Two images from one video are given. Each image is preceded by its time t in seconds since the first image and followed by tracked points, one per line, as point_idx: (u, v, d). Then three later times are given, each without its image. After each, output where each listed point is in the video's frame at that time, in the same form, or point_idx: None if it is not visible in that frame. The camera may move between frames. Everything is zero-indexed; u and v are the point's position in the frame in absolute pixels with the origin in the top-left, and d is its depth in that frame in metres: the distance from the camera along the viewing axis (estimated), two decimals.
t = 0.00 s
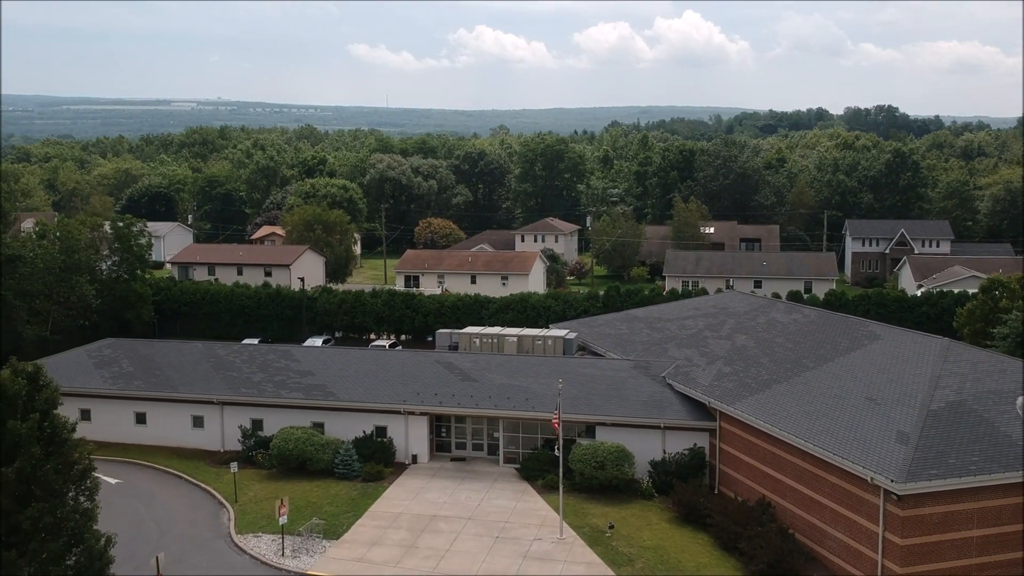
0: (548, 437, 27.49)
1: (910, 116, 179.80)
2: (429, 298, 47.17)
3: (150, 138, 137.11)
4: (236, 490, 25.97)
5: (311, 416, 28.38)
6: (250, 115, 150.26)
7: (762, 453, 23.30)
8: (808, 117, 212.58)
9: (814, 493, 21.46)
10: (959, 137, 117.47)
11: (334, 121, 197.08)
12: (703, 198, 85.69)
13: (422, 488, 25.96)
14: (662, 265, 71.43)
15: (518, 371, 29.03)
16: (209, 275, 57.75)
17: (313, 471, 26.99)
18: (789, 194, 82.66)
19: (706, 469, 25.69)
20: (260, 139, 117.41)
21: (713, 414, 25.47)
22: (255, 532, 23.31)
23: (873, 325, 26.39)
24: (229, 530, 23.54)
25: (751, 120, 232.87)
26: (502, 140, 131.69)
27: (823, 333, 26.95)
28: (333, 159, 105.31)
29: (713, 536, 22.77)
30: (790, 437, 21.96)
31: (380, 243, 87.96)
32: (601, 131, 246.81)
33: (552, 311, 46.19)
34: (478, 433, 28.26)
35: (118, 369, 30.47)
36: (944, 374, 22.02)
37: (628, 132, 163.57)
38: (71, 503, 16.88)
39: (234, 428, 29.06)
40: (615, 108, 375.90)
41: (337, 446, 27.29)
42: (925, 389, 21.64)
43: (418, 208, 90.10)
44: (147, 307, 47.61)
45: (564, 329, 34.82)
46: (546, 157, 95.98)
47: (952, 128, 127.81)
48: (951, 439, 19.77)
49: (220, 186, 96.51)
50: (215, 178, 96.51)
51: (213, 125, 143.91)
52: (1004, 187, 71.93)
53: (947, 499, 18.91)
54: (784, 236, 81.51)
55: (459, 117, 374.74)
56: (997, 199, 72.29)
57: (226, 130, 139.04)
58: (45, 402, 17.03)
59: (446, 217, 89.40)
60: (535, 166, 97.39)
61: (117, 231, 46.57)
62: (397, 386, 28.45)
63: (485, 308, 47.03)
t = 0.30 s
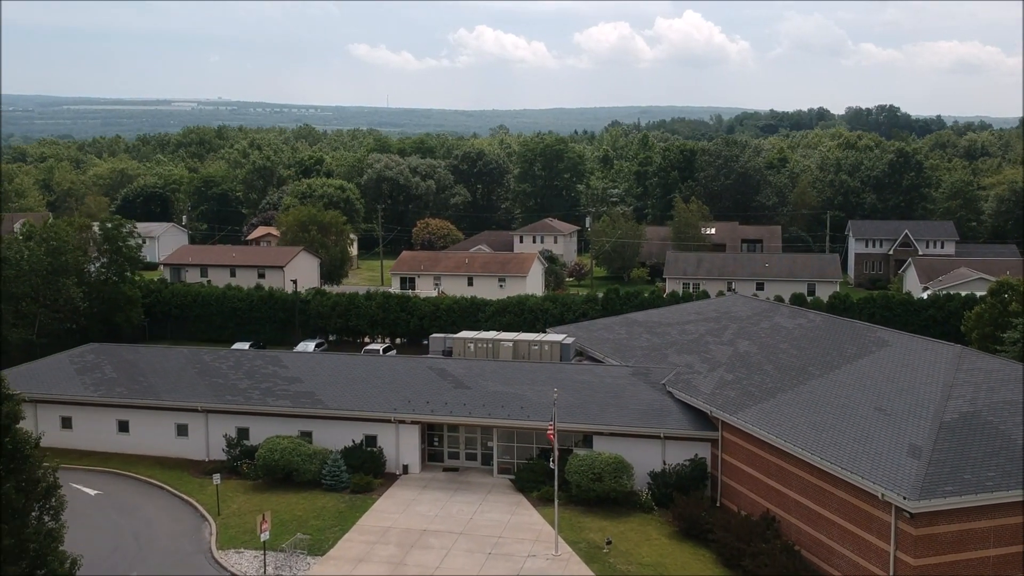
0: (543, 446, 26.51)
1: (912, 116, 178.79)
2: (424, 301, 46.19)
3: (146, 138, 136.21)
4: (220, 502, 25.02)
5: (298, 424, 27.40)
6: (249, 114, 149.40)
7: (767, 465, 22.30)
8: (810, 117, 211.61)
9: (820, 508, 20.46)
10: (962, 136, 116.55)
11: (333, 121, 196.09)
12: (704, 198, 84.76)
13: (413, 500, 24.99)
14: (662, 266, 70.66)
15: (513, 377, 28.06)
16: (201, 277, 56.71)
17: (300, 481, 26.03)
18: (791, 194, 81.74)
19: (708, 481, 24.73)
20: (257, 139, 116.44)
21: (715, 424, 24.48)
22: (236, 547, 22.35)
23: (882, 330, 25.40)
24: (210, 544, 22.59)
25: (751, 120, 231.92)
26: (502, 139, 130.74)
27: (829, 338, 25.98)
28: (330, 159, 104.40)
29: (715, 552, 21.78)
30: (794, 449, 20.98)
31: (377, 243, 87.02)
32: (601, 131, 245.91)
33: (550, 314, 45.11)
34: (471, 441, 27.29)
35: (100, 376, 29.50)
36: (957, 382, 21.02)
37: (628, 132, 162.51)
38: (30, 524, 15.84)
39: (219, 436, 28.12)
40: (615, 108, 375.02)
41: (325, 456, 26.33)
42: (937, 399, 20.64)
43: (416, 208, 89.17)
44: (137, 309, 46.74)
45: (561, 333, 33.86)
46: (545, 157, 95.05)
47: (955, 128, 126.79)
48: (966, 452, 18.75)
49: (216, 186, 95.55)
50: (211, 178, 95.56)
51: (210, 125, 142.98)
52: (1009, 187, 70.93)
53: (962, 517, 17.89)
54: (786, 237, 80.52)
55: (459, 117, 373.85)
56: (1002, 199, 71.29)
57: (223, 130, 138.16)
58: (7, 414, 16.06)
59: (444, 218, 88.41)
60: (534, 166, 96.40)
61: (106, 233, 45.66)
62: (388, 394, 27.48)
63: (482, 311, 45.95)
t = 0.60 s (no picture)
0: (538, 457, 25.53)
1: (913, 115, 177.72)
2: (419, 303, 45.20)
3: (143, 138, 135.20)
4: (201, 516, 24.05)
5: (285, 434, 26.42)
6: (247, 114, 148.43)
7: (771, 479, 21.29)
8: (811, 117, 210.50)
9: (828, 525, 19.45)
10: (965, 136, 115.57)
11: (331, 120, 195.01)
12: (704, 198, 83.74)
13: (402, 514, 24.01)
14: (663, 268, 69.80)
15: (508, 385, 27.08)
16: (193, 279, 55.65)
17: (285, 493, 25.06)
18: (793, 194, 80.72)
19: (709, 493, 23.75)
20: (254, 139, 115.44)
21: (718, 434, 23.47)
22: (216, 564, 21.36)
23: (890, 337, 24.44)
24: (189, 561, 21.61)
25: (752, 120, 230.90)
26: (502, 139, 129.73)
27: (835, 346, 24.99)
28: (327, 159, 103.41)
29: (718, 570, 20.79)
30: (800, 463, 19.96)
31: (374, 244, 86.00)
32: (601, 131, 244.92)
33: (548, 317, 44.02)
34: (464, 451, 26.32)
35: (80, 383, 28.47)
36: (972, 393, 20.02)
37: (627, 131, 161.49)
38: None
39: (202, 446, 27.16)
40: (615, 108, 373.91)
41: (312, 467, 25.35)
42: (951, 411, 19.65)
43: (414, 209, 88.10)
44: (125, 313, 46.16)
45: (558, 338, 32.90)
46: (545, 157, 94.05)
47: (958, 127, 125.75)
48: (982, 468, 17.75)
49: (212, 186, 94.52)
50: (207, 178, 94.52)
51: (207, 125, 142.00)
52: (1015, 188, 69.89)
53: (979, 537, 16.89)
54: (788, 238, 79.36)
55: (458, 117, 372.74)
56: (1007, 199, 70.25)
57: (220, 130, 137.18)
58: None
59: (442, 219, 87.41)
60: (533, 167, 95.40)
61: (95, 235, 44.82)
62: (377, 402, 26.49)
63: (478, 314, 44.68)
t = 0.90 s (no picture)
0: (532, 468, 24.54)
1: (915, 115, 176.62)
2: (414, 306, 44.22)
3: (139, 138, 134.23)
4: (180, 531, 23.08)
5: (269, 445, 25.45)
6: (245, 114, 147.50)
7: (775, 494, 20.29)
8: (812, 117, 209.48)
9: (835, 544, 18.46)
10: (968, 135, 114.60)
11: (328, 121, 193.92)
12: (705, 199, 82.74)
13: (390, 529, 23.01)
14: (663, 269, 68.69)
15: (501, 393, 26.11)
16: (184, 281, 54.62)
17: (269, 507, 24.08)
18: (796, 195, 79.81)
19: (711, 508, 22.77)
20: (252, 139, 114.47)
21: (719, 446, 22.47)
22: None
23: (899, 345, 23.50)
24: None
25: (753, 120, 229.88)
26: (500, 139, 128.81)
27: (841, 354, 24.01)
28: (324, 159, 102.40)
29: None
30: (806, 478, 18.95)
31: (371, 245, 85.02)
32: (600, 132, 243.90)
33: (546, 321, 42.93)
34: (455, 462, 25.38)
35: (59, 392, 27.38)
36: (986, 405, 19.04)
37: (627, 131, 160.44)
38: None
39: (184, 456, 26.21)
40: (614, 109, 372.88)
41: (296, 480, 24.38)
42: (965, 424, 18.66)
43: (411, 209, 87.12)
44: (113, 315, 45.13)
45: (554, 343, 31.94)
46: (544, 157, 93.07)
47: (961, 127, 124.72)
48: (999, 486, 16.76)
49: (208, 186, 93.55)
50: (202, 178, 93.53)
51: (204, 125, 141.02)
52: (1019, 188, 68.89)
53: (996, 561, 15.90)
54: (790, 238, 78.69)
55: (458, 117, 371.74)
56: (1011, 200, 69.27)
57: (218, 130, 136.17)
58: None
59: (440, 220, 86.39)
60: (532, 167, 94.41)
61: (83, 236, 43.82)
62: (365, 411, 25.51)
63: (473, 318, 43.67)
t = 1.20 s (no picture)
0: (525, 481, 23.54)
1: (918, 115, 175.42)
2: (407, 309, 43.25)
3: (135, 138, 133.23)
4: (157, 547, 22.09)
5: (251, 456, 24.47)
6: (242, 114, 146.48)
7: (778, 511, 19.29)
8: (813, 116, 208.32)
9: (843, 566, 17.44)
10: (972, 135, 113.49)
11: (327, 120, 192.76)
12: (706, 200, 81.73)
13: (376, 545, 22.01)
14: (663, 271, 67.52)
15: (493, 402, 25.10)
16: (175, 283, 53.65)
17: (250, 522, 23.10)
18: (797, 195, 78.91)
19: (712, 524, 21.78)
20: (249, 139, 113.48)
21: (720, 460, 21.48)
22: None
23: (908, 353, 22.53)
24: None
25: (754, 120, 228.68)
26: (500, 139, 127.78)
27: (848, 363, 23.02)
28: (321, 159, 101.41)
29: None
30: (812, 494, 17.92)
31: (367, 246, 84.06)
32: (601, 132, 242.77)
33: (542, 325, 41.92)
34: (445, 474, 24.39)
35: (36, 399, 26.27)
36: (1002, 419, 18.04)
37: (627, 131, 159.31)
38: None
39: (164, 467, 25.24)
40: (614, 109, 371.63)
41: (280, 493, 23.40)
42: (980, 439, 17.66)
43: (408, 209, 86.14)
44: (101, 318, 43.99)
45: (550, 349, 30.95)
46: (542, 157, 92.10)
47: (965, 127, 123.52)
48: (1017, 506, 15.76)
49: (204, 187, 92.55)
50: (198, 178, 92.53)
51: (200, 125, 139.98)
52: None
53: None
54: (792, 239, 77.85)
55: (457, 117, 370.65)
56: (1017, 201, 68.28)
57: (214, 130, 135.16)
58: None
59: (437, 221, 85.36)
60: (530, 167, 93.41)
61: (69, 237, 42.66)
62: (352, 421, 24.53)
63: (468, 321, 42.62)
